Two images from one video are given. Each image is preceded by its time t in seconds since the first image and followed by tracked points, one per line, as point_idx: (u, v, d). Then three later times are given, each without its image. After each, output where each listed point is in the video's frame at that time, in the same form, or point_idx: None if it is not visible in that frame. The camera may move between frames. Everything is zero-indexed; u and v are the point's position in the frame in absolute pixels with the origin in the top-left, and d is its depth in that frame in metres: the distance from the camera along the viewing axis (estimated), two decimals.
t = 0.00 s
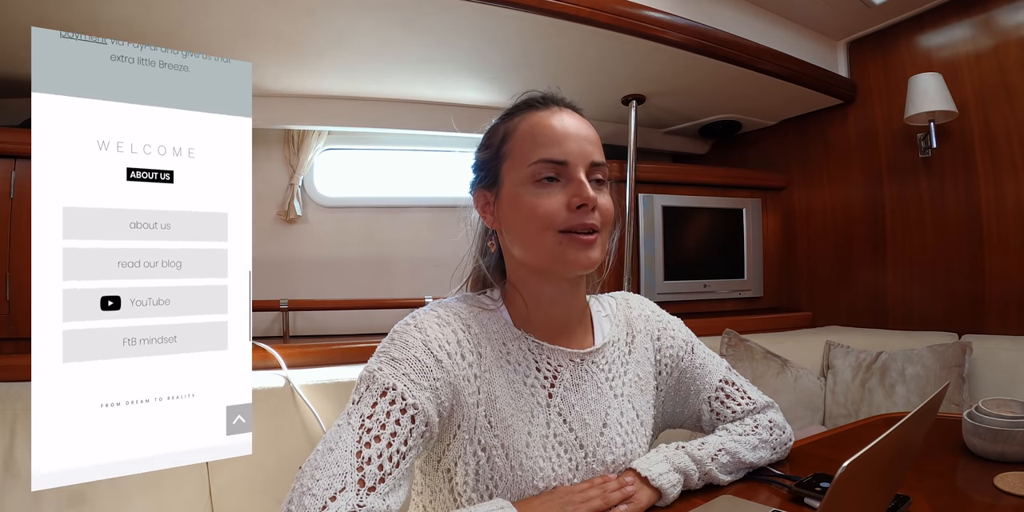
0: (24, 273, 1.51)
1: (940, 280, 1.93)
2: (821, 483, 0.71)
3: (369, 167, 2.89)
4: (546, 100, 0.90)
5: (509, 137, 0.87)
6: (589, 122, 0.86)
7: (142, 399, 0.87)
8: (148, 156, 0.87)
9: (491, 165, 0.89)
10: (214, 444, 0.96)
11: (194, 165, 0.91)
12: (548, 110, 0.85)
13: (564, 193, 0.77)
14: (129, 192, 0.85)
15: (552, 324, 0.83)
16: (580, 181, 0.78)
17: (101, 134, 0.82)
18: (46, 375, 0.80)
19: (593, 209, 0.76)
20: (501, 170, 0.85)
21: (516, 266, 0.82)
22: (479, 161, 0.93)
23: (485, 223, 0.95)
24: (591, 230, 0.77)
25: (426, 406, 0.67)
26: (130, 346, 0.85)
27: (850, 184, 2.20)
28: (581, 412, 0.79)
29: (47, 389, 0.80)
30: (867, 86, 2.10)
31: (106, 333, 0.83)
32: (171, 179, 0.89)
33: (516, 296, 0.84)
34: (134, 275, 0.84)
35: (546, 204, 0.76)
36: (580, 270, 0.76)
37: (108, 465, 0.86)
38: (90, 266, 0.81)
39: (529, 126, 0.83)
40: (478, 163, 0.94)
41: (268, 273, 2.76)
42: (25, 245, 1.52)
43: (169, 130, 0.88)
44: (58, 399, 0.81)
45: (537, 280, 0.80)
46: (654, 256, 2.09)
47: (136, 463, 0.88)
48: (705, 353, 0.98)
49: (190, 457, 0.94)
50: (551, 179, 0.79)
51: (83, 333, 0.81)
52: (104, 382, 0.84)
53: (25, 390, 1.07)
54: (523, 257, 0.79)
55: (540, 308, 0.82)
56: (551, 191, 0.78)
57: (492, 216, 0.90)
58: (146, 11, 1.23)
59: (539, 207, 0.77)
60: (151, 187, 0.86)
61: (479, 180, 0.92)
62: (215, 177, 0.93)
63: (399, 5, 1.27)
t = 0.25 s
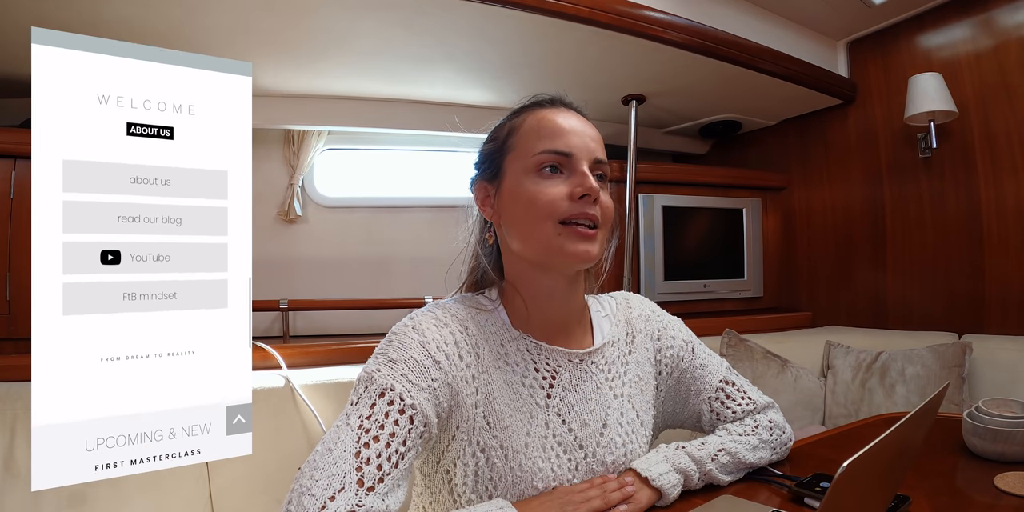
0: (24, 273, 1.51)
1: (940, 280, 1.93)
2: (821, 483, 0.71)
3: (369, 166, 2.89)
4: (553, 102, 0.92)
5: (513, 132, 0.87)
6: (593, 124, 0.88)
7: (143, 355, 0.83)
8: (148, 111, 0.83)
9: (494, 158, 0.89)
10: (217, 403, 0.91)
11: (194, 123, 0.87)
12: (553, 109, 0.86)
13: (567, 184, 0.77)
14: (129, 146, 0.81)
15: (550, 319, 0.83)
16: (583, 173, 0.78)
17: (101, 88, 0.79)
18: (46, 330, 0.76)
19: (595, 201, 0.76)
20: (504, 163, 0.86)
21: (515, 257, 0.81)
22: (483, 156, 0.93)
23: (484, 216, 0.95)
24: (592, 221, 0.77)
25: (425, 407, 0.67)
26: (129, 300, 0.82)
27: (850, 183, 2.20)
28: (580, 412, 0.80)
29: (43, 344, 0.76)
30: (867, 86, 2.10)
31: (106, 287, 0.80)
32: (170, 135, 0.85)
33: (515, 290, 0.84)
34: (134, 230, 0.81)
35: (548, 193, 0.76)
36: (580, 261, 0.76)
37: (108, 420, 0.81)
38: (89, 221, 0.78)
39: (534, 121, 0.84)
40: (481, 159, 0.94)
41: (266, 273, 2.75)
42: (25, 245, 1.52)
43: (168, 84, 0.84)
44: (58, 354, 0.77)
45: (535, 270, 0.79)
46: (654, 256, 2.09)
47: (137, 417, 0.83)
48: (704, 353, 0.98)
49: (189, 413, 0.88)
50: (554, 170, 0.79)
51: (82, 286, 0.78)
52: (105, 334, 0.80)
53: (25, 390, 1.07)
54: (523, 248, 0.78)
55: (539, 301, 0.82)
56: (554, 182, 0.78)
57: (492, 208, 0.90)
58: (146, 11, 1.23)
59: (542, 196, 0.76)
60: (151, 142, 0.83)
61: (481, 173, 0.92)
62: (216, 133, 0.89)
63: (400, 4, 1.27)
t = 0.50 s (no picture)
0: (24, 273, 1.51)
1: (940, 280, 1.93)
2: (821, 483, 0.71)
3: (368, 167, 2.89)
4: (553, 103, 0.91)
5: (512, 134, 0.87)
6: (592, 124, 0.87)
7: (142, 326, 0.74)
8: (148, 83, 0.75)
9: (494, 160, 0.90)
10: (222, 376, 0.81)
11: (195, 97, 0.78)
12: (552, 110, 0.85)
13: (563, 188, 0.77)
14: (128, 117, 0.72)
15: (548, 321, 0.83)
16: (579, 177, 0.78)
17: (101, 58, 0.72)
18: (44, 304, 0.67)
19: (590, 205, 0.77)
20: (503, 165, 0.86)
21: (513, 259, 0.82)
22: (484, 157, 0.94)
23: (485, 217, 0.95)
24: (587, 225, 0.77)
25: (426, 407, 0.67)
26: (129, 272, 0.72)
27: (851, 184, 2.20)
28: (579, 411, 0.80)
29: (42, 322, 0.67)
30: (867, 86, 2.10)
31: (104, 258, 0.71)
32: (170, 107, 0.76)
33: (513, 292, 0.85)
34: (135, 202, 0.71)
35: (544, 197, 0.77)
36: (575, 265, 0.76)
37: (103, 392, 0.72)
38: (86, 189, 0.69)
39: (532, 124, 0.83)
40: (482, 159, 0.94)
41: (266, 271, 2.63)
42: (25, 244, 1.52)
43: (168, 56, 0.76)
44: (54, 327, 0.68)
45: (531, 273, 0.80)
46: (654, 256, 2.09)
47: (135, 389, 0.74)
48: (703, 353, 0.98)
49: (190, 383, 0.78)
50: (552, 174, 0.79)
51: (82, 257, 0.69)
52: (103, 305, 0.71)
53: (25, 390, 1.07)
54: (520, 251, 0.79)
55: (536, 303, 0.82)
56: (550, 186, 0.78)
57: (492, 209, 0.90)
58: (145, 11, 1.23)
59: (538, 200, 0.77)
60: (151, 114, 0.74)
61: (482, 174, 0.92)
62: (217, 111, 0.80)
63: (400, 4, 1.27)
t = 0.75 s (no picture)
0: (24, 273, 1.51)
1: (940, 280, 1.93)
2: (821, 483, 0.71)
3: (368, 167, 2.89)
4: (552, 104, 0.91)
5: (511, 136, 0.87)
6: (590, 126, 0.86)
7: (143, 317, 0.74)
8: (148, 74, 0.75)
9: (492, 162, 0.89)
10: (223, 370, 0.81)
11: (195, 88, 0.78)
12: (550, 113, 0.85)
13: (561, 192, 0.78)
14: (128, 108, 0.73)
15: (546, 323, 0.83)
16: (577, 181, 0.78)
17: (101, 50, 0.72)
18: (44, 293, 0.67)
19: (588, 210, 0.77)
20: (502, 168, 0.86)
21: (511, 262, 0.82)
22: (482, 158, 0.93)
23: (483, 219, 0.95)
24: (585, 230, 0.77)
25: (427, 407, 0.67)
26: (129, 264, 0.72)
27: (851, 184, 2.20)
28: (579, 411, 0.80)
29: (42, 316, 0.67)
30: (867, 86, 2.10)
31: (104, 248, 0.71)
32: (171, 99, 0.76)
33: (513, 293, 0.85)
34: (135, 193, 0.71)
35: (542, 203, 0.77)
36: (572, 270, 0.77)
37: (105, 383, 0.72)
38: (85, 179, 0.69)
39: (531, 127, 0.83)
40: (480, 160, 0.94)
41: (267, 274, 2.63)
42: (25, 244, 1.52)
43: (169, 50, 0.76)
44: (53, 319, 0.68)
45: (529, 276, 0.80)
46: (654, 257, 2.08)
47: (135, 381, 0.73)
48: (702, 353, 0.98)
49: (190, 374, 0.78)
50: (550, 178, 0.79)
51: (82, 248, 0.69)
52: (103, 295, 0.71)
53: (25, 390, 1.07)
54: (518, 255, 0.79)
55: (534, 306, 0.82)
56: (548, 190, 0.78)
57: (491, 211, 0.90)
58: (145, 11, 1.23)
59: (537, 204, 0.77)
60: (150, 105, 0.74)
61: (480, 175, 0.92)
62: (216, 107, 0.79)
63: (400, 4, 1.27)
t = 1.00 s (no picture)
0: (24, 273, 1.51)
1: (940, 280, 1.93)
2: (821, 483, 0.71)
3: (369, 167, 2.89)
4: (546, 104, 0.91)
5: (507, 137, 0.87)
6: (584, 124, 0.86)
7: (143, 327, 0.76)
8: (148, 85, 0.77)
9: (488, 164, 0.89)
10: (220, 380, 0.83)
11: (195, 97, 0.81)
12: (545, 112, 0.85)
13: (560, 192, 0.78)
14: (129, 119, 0.75)
15: (547, 323, 0.83)
16: (575, 180, 0.78)
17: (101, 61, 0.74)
18: (44, 304, 0.69)
19: (587, 208, 0.77)
20: (499, 169, 0.86)
21: (511, 263, 0.82)
22: (477, 160, 0.93)
23: (481, 221, 0.95)
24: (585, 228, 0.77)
25: (427, 407, 0.67)
26: (129, 274, 0.74)
27: (851, 184, 2.19)
28: (579, 411, 0.80)
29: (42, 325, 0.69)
30: (867, 86, 2.10)
31: (104, 259, 0.73)
32: (171, 109, 0.79)
33: (512, 294, 0.85)
34: (135, 204, 0.73)
35: (541, 203, 0.77)
36: (573, 269, 0.77)
37: (106, 394, 0.74)
38: (86, 191, 0.71)
39: (526, 127, 0.83)
40: (475, 162, 0.94)
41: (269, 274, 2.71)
42: (25, 244, 1.51)
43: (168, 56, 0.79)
44: (53, 328, 0.70)
45: (529, 277, 0.80)
46: (654, 257, 2.08)
47: (133, 392, 0.76)
48: (701, 353, 0.98)
49: (190, 384, 0.81)
50: (548, 177, 0.79)
51: (82, 259, 0.71)
52: (103, 306, 0.73)
53: (25, 390, 1.07)
54: (518, 256, 0.79)
55: (535, 307, 0.82)
56: (547, 190, 0.78)
57: (488, 213, 0.90)
58: (145, 11, 1.23)
59: (535, 204, 0.77)
60: (151, 116, 0.77)
61: (477, 178, 0.92)
62: (216, 112, 0.83)
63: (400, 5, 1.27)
